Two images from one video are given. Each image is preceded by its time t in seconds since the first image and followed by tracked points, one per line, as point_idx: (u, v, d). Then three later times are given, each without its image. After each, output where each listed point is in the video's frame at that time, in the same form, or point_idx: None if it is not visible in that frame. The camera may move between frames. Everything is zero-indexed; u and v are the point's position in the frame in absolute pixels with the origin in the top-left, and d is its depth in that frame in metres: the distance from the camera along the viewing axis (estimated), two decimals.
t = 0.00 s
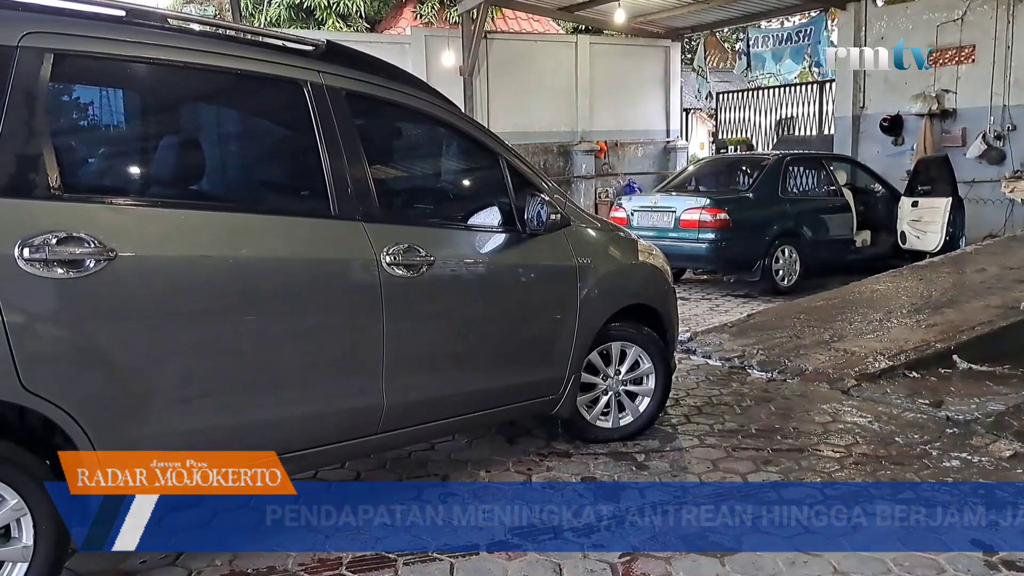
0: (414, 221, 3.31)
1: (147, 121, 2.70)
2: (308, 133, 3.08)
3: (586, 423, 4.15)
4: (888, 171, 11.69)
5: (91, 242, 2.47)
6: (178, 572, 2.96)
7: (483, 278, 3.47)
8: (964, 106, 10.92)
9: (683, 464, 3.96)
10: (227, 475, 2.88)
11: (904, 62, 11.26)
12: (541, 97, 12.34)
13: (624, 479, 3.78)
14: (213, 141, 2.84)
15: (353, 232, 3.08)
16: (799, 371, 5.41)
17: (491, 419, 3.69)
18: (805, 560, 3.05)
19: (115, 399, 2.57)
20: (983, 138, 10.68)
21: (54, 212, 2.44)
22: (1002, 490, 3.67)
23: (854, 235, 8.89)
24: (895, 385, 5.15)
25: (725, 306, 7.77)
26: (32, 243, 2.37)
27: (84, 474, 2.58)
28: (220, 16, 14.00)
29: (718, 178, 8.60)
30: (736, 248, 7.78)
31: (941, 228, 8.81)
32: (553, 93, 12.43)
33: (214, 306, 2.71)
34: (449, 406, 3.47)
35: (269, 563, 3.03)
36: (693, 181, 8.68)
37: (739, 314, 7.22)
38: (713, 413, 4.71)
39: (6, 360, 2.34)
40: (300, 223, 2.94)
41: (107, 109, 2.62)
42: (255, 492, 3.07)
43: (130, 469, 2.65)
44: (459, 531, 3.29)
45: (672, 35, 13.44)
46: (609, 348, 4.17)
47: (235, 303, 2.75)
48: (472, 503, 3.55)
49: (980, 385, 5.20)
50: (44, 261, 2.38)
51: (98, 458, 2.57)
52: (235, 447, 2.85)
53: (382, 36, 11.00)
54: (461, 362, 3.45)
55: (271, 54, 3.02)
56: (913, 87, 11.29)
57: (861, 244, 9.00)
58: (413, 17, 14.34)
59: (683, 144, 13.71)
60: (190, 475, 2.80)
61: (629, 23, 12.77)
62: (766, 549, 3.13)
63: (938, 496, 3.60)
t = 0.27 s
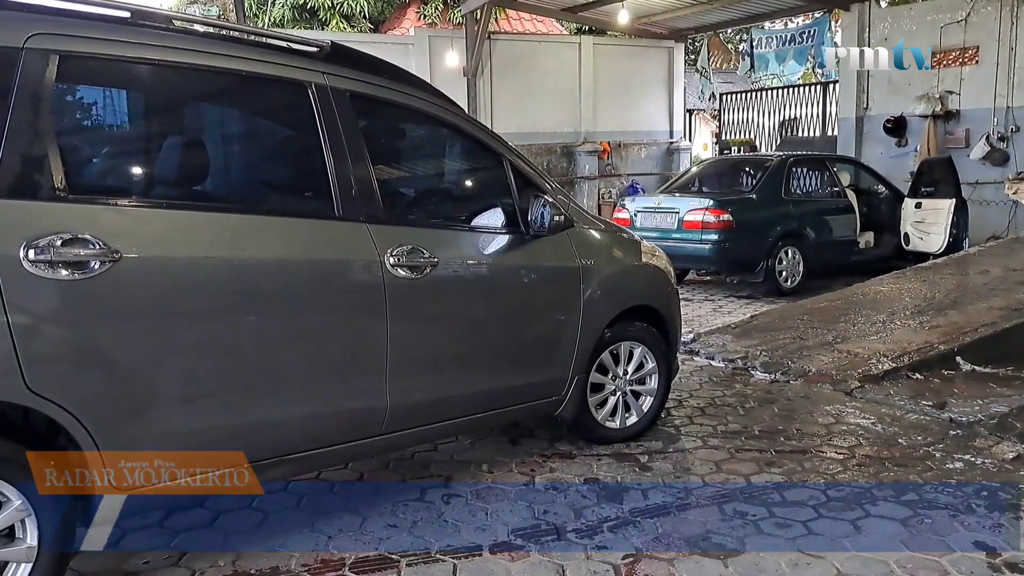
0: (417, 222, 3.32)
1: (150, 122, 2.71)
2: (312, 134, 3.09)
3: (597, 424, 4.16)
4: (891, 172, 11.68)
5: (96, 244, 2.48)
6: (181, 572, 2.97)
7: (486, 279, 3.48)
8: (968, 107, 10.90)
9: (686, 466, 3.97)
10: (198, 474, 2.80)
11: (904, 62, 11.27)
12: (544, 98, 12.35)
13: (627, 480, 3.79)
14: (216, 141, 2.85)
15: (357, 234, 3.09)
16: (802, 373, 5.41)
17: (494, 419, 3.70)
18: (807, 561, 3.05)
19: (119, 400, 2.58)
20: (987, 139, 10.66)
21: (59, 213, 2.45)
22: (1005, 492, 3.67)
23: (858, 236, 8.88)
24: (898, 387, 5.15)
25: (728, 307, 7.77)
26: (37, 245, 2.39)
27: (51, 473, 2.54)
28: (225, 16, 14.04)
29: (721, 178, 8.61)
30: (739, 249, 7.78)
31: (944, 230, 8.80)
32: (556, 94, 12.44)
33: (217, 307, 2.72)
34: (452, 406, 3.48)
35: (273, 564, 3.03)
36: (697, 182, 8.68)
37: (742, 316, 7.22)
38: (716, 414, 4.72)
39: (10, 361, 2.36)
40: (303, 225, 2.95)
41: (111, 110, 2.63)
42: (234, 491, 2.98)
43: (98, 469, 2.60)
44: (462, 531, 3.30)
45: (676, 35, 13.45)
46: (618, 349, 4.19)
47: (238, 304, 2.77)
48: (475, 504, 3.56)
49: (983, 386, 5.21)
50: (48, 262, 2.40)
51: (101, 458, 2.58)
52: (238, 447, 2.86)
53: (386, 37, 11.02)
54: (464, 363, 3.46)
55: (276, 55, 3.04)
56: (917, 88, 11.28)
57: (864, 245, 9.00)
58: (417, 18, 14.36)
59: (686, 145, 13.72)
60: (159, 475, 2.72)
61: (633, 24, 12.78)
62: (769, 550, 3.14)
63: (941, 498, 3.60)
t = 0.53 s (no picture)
0: (420, 223, 3.32)
1: (153, 122, 2.72)
2: (315, 134, 3.10)
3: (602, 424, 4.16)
4: (894, 173, 11.67)
5: (100, 244, 2.49)
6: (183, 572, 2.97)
7: (488, 279, 3.48)
8: (971, 108, 10.90)
9: (689, 467, 3.97)
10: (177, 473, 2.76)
11: (903, 62, 11.31)
12: (547, 98, 12.36)
13: (629, 481, 3.79)
14: (219, 141, 2.86)
15: (360, 235, 3.10)
16: (805, 374, 5.41)
17: (496, 420, 3.70)
18: (810, 562, 3.05)
19: (123, 399, 2.58)
20: (990, 140, 10.65)
21: (63, 213, 2.46)
22: (1007, 494, 3.67)
23: (861, 237, 8.88)
24: (901, 388, 5.15)
25: (731, 308, 7.77)
26: (41, 244, 2.39)
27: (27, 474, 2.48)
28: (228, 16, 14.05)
29: (724, 179, 8.61)
30: (741, 250, 7.78)
31: (947, 231, 8.79)
32: (559, 95, 12.45)
33: (220, 307, 2.73)
34: (455, 406, 3.49)
35: (276, 564, 3.04)
36: (699, 183, 8.68)
37: (745, 317, 7.21)
38: (718, 415, 4.72)
39: (14, 361, 2.36)
40: (306, 225, 2.96)
41: (114, 110, 2.64)
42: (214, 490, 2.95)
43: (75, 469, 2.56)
44: (464, 532, 3.31)
45: (679, 36, 13.45)
46: (623, 349, 4.20)
47: (241, 304, 2.78)
48: (477, 504, 3.56)
49: (986, 388, 5.20)
50: (53, 262, 2.40)
51: (106, 458, 2.58)
52: (240, 447, 2.87)
53: (389, 37, 11.03)
54: (467, 363, 3.47)
55: (280, 56, 3.05)
56: (920, 89, 11.27)
57: (867, 246, 8.99)
58: (420, 18, 14.37)
59: (689, 146, 13.71)
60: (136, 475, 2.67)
61: (636, 25, 12.79)
62: (772, 551, 3.14)
63: (944, 500, 3.60)
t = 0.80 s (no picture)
0: (424, 223, 3.33)
1: (158, 122, 2.72)
2: (320, 135, 3.11)
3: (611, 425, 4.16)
4: (899, 175, 11.65)
5: (106, 244, 2.50)
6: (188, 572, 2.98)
7: (493, 280, 3.48)
8: (975, 109, 10.88)
9: (693, 468, 3.97)
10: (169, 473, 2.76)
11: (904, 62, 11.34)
12: (551, 99, 12.36)
13: (633, 483, 3.79)
14: (224, 142, 2.87)
15: (365, 236, 3.11)
16: (809, 375, 5.41)
17: (499, 421, 3.71)
18: (815, 564, 3.05)
19: (129, 400, 2.59)
20: (995, 141, 10.64)
21: (70, 213, 2.47)
22: (1013, 496, 3.67)
23: (865, 238, 8.87)
24: (906, 390, 5.14)
25: (735, 309, 7.76)
26: (48, 245, 2.40)
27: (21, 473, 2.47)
28: (232, 17, 14.08)
29: (728, 180, 8.61)
30: (746, 251, 7.78)
31: (952, 232, 8.78)
32: (563, 96, 12.45)
33: (225, 308, 2.74)
34: (459, 407, 3.49)
35: (280, 564, 3.04)
36: (703, 184, 8.67)
37: (749, 318, 7.20)
38: (723, 417, 4.72)
39: (21, 362, 2.37)
40: (311, 226, 2.97)
41: (120, 111, 2.64)
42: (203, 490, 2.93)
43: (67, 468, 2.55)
44: (468, 533, 3.31)
45: (683, 37, 13.45)
46: (630, 350, 4.21)
47: (247, 305, 2.79)
48: (481, 505, 3.57)
49: (991, 389, 5.19)
50: (59, 262, 2.41)
51: (112, 458, 2.59)
52: (245, 447, 2.87)
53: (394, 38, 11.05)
54: (471, 364, 3.47)
55: (286, 57, 3.06)
56: (924, 90, 11.26)
57: (872, 247, 8.98)
58: (424, 19, 14.39)
59: (693, 147, 13.70)
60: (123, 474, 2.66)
61: (640, 26, 12.81)
62: (776, 553, 3.14)
63: (949, 502, 3.60)
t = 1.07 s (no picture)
0: (429, 224, 3.33)
1: (164, 122, 2.73)
2: (326, 136, 3.11)
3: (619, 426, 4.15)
4: (905, 176, 11.62)
5: (113, 244, 2.51)
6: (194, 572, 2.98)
7: (497, 281, 3.48)
8: (981, 110, 10.86)
9: (698, 469, 3.97)
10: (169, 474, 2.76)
11: (904, 62, 11.37)
12: (555, 100, 12.36)
13: (638, 484, 3.78)
14: (230, 143, 2.87)
15: (371, 237, 3.11)
16: (814, 376, 5.40)
17: (503, 421, 3.71)
18: (820, 566, 3.04)
19: (136, 399, 2.59)
20: (1000, 143, 10.60)
21: (78, 214, 2.48)
22: (1019, 498, 3.65)
23: (870, 240, 8.86)
24: (911, 392, 5.13)
25: (740, 311, 7.75)
26: (55, 245, 2.41)
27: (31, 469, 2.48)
28: (238, 18, 14.11)
29: (732, 182, 8.60)
30: (751, 252, 7.77)
31: (957, 234, 8.76)
32: (568, 96, 12.44)
33: (232, 308, 2.74)
34: (464, 408, 3.49)
35: (286, 564, 3.05)
36: (708, 185, 8.66)
37: (753, 319, 7.19)
38: (728, 418, 4.71)
39: (30, 361, 2.37)
40: (317, 227, 2.97)
41: (125, 112, 2.65)
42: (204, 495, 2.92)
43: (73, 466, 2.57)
44: (473, 534, 3.31)
45: (688, 38, 13.45)
46: (638, 351, 4.22)
47: (253, 305, 2.79)
48: (485, 506, 3.57)
49: (997, 391, 5.18)
50: (67, 263, 2.42)
51: (119, 457, 2.59)
52: (252, 447, 2.88)
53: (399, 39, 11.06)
54: (476, 365, 3.48)
55: (293, 58, 3.07)
56: (930, 91, 11.23)
57: (877, 248, 8.96)
58: (429, 20, 14.41)
59: (698, 148, 13.68)
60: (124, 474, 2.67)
61: (645, 27, 12.83)
62: (780, 555, 3.13)
63: (955, 504, 3.59)
